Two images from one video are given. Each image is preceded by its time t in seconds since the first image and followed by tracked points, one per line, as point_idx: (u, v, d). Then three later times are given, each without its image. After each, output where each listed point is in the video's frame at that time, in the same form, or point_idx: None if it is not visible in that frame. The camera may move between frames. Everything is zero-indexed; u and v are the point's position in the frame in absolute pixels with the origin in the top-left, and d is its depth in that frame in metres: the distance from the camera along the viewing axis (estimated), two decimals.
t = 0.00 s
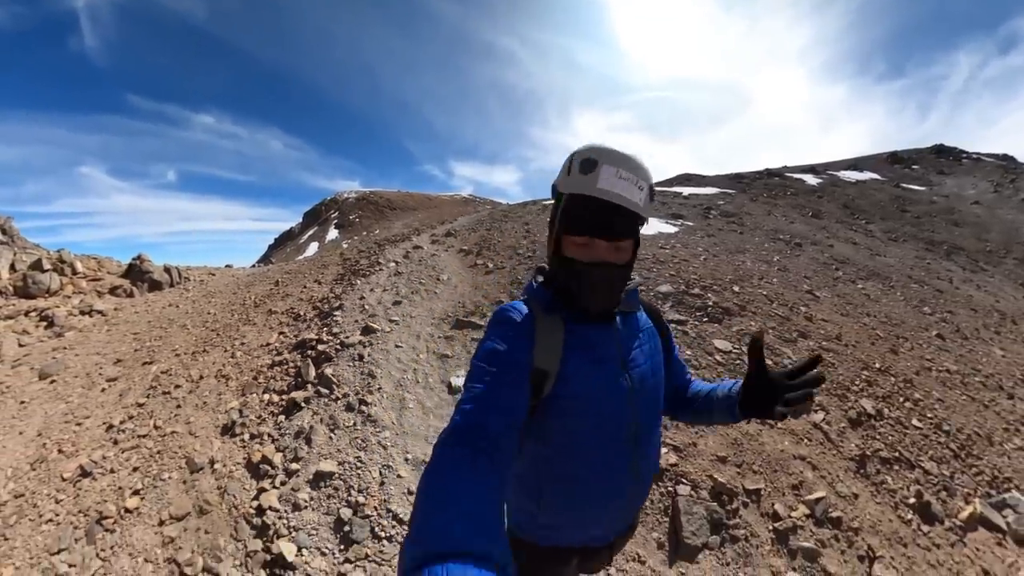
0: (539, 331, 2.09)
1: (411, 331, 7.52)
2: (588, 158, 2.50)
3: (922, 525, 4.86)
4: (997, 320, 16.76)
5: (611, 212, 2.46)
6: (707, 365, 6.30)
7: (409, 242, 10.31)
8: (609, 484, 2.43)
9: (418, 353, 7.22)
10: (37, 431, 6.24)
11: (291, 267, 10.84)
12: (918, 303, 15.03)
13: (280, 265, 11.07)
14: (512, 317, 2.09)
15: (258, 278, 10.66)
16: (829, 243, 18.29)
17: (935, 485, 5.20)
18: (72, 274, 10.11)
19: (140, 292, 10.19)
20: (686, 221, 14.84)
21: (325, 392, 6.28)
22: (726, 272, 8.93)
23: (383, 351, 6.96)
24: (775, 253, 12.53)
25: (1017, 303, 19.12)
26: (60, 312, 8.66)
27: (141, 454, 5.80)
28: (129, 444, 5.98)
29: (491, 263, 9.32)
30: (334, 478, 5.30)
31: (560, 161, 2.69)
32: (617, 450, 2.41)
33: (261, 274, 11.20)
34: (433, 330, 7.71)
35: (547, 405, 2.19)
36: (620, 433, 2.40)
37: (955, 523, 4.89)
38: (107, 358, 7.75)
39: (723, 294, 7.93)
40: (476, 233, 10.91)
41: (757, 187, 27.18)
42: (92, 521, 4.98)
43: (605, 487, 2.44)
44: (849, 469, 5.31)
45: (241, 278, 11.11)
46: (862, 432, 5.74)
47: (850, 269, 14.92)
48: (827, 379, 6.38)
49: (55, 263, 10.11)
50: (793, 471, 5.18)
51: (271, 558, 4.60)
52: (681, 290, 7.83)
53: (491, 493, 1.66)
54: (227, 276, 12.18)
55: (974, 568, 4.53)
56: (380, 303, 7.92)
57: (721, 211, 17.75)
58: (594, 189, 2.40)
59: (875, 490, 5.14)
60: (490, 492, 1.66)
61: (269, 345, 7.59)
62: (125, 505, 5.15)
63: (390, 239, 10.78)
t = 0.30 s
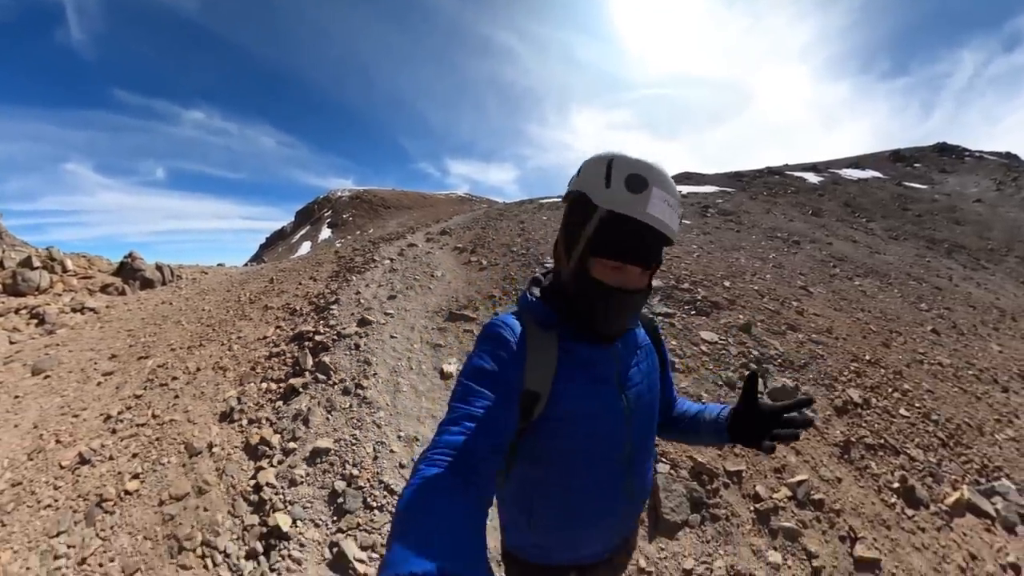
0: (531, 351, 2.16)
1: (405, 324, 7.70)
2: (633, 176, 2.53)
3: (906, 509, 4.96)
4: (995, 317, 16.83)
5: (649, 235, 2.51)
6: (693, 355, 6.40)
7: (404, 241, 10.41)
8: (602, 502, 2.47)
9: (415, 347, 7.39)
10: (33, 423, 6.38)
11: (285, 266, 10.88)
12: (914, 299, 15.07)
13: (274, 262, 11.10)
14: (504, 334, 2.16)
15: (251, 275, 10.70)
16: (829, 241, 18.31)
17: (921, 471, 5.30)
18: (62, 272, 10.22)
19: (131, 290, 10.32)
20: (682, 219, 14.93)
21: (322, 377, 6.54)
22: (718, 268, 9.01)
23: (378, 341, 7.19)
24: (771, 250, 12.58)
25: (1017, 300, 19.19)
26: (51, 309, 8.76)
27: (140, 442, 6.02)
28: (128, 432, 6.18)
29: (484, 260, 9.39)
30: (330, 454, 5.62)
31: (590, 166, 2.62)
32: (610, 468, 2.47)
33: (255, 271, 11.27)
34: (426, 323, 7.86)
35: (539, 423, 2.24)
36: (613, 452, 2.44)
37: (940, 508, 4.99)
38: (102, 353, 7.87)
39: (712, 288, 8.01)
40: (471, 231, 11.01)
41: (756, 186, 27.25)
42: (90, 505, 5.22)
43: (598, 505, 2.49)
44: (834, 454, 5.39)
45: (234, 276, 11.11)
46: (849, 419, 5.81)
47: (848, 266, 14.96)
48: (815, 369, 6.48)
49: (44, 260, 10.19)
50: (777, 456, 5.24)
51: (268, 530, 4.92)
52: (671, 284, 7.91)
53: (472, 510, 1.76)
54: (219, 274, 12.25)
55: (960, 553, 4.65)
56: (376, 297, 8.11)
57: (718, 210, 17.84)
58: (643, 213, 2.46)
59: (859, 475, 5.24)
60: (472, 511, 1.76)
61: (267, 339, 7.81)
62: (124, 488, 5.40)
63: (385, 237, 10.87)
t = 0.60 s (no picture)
0: (493, 364, 2.03)
1: (360, 317, 7.97)
2: (562, 162, 2.50)
3: (849, 487, 5.12)
4: (974, 307, 17.01)
5: (582, 214, 2.41)
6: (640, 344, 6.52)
7: (366, 239, 10.32)
8: (591, 536, 2.20)
9: (368, 340, 7.64)
10: None
11: (242, 265, 10.51)
12: (893, 290, 15.04)
13: (231, 263, 10.80)
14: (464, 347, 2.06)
15: (206, 276, 10.44)
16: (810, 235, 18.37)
17: (869, 451, 5.46)
18: None
19: (76, 293, 10.11)
20: (656, 216, 14.97)
21: (281, 364, 6.94)
22: (679, 261, 9.05)
23: (334, 332, 7.54)
24: (745, 245, 12.50)
25: (999, 291, 19.43)
26: None
27: (100, 434, 6.26)
28: (87, 427, 6.41)
29: (446, 257, 9.36)
30: (285, 426, 6.07)
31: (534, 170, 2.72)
32: (592, 498, 2.18)
33: (211, 271, 10.92)
34: (381, 315, 8.11)
35: (505, 444, 2.03)
36: (597, 479, 2.20)
37: (889, 487, 5.13)
38: (49, 357, 7.92)
39: (667, 281, 8.03)
40: (436, 229, 10.88)
41: (739, 181, 27.30)
42: (53, 494, 5.44)
43: (578, 541, 2.19)
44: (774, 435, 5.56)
45: (189, 276, 10.74)
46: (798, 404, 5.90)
47: (829, 259, 14.79)
48: (765, 356, 6.52)
49: None
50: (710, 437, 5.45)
51: (225, 493, 5.37)
52: (624, 277, 7.97)
53: (418, 539, 1.72)
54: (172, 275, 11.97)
55: (907, 529, 4.78)
56: (333, 294, 8.32)
57: (695, 205, 17.87)
58: (569, 188, 2.40)
59: (803, 457, 5.37)
60: (418, 538, 1.71)
61: (227, 336, 7.97)
62: (87, 474, 5.63)
63: (346, 236, 10.76)
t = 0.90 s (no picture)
0: (484, 405, 2.07)
1: (332, 316, 7.72)
2: (587, 190, 2.44)
3: (818, 473, 5.18)
4: (956, 300, 17.19)
5: (611, 253, 2.42)
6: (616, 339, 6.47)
7: (338, 238, 10.08)
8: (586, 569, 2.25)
9: (342, 338, 7.41)
10: None
11: (210, 266, 10.26)
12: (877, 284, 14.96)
13: (199, 265, 10.56)
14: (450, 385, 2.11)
15: (173, 278, 10.12)
16: (792, 230, 18.36)
17: (842, 439, 5.51)
18: None
19: (33, 295, 9.77)
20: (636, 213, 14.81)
21: (253, 362, 6.73)
22: (656, 257, 8.95)
23: (305, 330, 7.28)
24: (726, 242, 12.40)
25: (980, 285, 19.68)
26: None
27: (67, 438, 6.03)
28: (53, 431, 6.17)
29: (420, 255, 9.17)
30: (257, 419, 5.93)
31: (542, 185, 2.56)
32: (590, 530, 2.25)
33: (178, 273, 10.58)
34: (352, 313, 7.88)
35: (502, 485, 2.09)
36: (590, 512, 2.24)
37: (859, 471, 5.22)
38: (10, 362, 7.61)
39: (643, 277, 7.93)
40: (411, 227, 10.66)
41: (723, 178, 27.23)
42: (19, 499, 5.28)
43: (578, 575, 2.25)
44: (741, 424, 5.64)
45: (155, 278, 10.44)
46: (766, 394, 5.97)
47: (813, 254, 14.74)
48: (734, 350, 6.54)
49: None
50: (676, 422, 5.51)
51: (197, 486, 5.25)
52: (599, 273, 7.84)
53: None
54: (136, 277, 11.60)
55: (876, 511, 4.85)
56: (305, 292, 8.06)
57: (676, 203, 17.78)
58: (602, 222, 2.39)
59: (770, 443, 5.47)
60: None
61: (196, 336, 7.69)
62: (54, 477, 5.45)
63: (318, 235, 10.48)
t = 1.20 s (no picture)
0: (440, 378, 1.99)
1: (295, 313, 7.65)
2: (572, 183, 2.43)
3: (770, 459, 5.29)
4: (933, 293, 17.43)
5: (587, 248, 2.42)
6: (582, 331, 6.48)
7: (305, 238, 9.94)
8: (540, 531, 2.35)
9: (304, 335, 7.33)
10: None
11: (174, 267, 10.04)
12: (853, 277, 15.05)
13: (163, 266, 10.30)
14: (400, 356, 1.98)
15: (136, 281, 9.87)
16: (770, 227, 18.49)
17: (798, 426, 5.60)
18: None
19: None
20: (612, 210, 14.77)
21: (217, 356, 6.64)
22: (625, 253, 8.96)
23: (268, 326, 7.20)
24: (699, 238, 12.40)
25: (956, 279, 20.02)
26: None
27: (29, 436, 5.86)
28: (13, 431, 5.95)
29: (386, 254, 9.06)
30: (221, 407, 5.94)
31: (526, 162, 2.45)
32: (539, 495, 2.32)
33: (141, 276, 10.33)
34: (315, 310, 7.81)
35: (455, 461, 2.05)
36: (541, 478, 2.31)
37: (818, 458, 5.29)
38: None
39: (608, 272, 7.93)
40: (380, 226, 10.54)
41: (703, 177, 27.36)
42: None
43: (530, 540, 2.33)
44: (690, 410, 5.82)
45: (117, 281, 10.16)
46: (717, 380, 6.15)
47: (789, 250, 14.80)
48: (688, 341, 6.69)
49: None
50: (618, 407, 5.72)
51: (162, 470, 5.26)
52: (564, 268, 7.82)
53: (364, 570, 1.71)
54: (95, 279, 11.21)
55: (831, 496, 4.93)
56: (269, 291, 7.94)
57: (653, 201, 17.81)
58: (587, 221, 2.41)
59: (719, 428, 5.60)
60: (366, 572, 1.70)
61: (161, 336, 7.50)
62: (16, 472, 5.32)
63: (285, 235, 10.31)
